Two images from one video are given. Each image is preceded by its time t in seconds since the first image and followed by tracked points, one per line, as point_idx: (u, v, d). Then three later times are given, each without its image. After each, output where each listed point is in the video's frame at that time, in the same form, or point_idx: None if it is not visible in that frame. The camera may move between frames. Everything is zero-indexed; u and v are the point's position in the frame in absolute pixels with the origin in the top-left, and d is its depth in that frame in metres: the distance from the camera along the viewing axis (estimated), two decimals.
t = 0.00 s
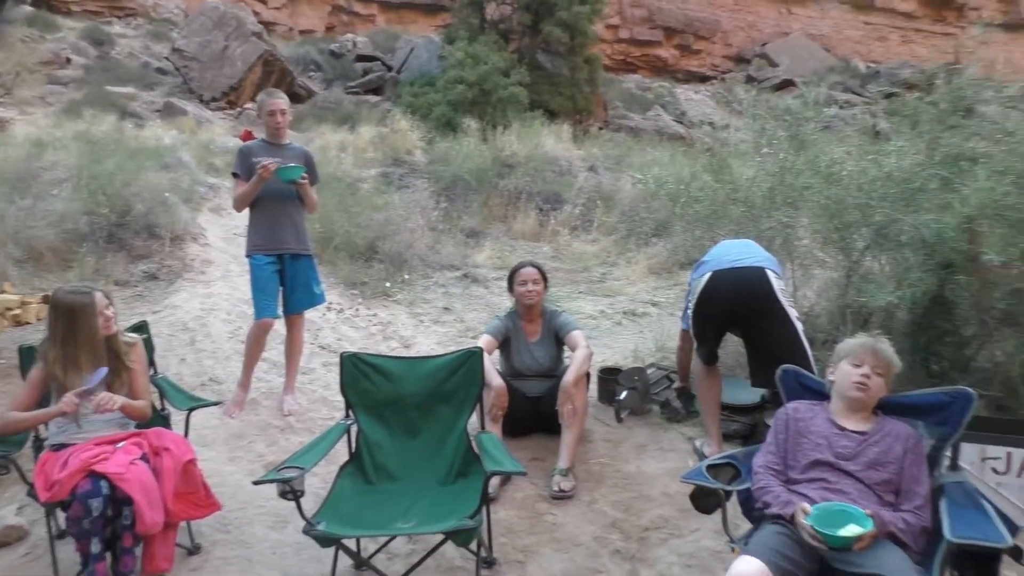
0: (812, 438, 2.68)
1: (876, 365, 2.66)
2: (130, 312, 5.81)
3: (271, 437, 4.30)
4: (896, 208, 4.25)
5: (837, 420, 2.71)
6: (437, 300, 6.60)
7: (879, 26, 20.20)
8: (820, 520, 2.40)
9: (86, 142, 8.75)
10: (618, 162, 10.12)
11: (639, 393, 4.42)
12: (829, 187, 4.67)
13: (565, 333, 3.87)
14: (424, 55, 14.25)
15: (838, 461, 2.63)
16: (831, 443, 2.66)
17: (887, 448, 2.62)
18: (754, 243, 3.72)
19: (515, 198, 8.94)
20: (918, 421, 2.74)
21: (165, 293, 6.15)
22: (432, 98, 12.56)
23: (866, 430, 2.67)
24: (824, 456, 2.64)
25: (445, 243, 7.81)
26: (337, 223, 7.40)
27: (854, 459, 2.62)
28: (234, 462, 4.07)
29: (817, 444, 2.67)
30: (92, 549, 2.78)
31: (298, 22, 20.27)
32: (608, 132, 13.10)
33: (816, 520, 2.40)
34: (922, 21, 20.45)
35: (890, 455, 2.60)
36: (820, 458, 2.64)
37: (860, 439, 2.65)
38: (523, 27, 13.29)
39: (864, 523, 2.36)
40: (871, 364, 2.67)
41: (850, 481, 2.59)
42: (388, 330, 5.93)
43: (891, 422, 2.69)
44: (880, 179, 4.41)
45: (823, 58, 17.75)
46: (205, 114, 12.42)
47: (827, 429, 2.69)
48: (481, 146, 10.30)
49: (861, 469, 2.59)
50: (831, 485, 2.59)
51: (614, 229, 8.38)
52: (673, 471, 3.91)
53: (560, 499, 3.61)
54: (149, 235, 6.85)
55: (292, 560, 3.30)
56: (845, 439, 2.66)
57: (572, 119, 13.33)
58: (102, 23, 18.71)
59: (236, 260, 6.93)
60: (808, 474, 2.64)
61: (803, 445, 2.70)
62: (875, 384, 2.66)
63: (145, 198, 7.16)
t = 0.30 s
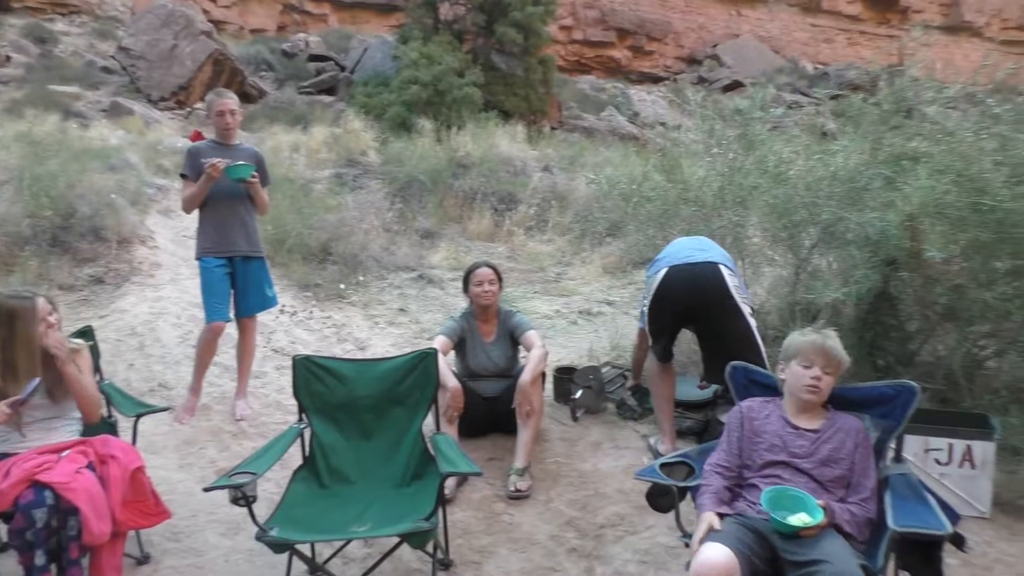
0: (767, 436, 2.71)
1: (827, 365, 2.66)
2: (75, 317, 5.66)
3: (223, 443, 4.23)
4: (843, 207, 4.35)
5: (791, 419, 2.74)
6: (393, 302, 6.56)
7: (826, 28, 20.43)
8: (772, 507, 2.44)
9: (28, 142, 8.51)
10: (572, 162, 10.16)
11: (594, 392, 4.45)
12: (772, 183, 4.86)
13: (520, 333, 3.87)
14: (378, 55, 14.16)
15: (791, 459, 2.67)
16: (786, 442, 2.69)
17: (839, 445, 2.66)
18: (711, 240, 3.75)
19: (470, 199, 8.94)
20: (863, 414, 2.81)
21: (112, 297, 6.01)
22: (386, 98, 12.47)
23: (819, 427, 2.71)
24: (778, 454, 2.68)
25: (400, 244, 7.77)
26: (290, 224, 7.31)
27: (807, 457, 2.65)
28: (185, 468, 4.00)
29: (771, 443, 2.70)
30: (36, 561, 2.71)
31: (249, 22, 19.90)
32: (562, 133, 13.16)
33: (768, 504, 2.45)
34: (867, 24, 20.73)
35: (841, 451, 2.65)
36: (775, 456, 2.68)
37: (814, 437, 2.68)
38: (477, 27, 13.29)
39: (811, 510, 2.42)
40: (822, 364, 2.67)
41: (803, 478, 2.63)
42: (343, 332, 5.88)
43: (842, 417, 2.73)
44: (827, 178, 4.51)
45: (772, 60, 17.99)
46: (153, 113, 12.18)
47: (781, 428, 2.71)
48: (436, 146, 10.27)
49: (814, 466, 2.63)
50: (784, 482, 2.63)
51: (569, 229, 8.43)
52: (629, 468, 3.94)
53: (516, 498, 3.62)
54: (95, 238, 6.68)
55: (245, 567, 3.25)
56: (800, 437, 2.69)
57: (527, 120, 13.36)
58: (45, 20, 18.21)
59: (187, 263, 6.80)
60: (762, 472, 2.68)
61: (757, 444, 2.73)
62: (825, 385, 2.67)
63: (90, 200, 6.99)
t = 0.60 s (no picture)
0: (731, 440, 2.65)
1: (791, 370, 2.56)
2: (19, 324, 5.51)
3: (173, 451, 4.16)
4: (791, 207, 4.44)
5: (757, 423, 2.67)
6: (347, 305, 6.52)
7: (774, 32, 20.65)
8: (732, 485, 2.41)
9: None
10: (527, 164, 10.19)
11: (549, 393, 4.47)
12: (724, 185, 4.88)
13: (476, 335, 3.88)
14: (331, 57, 14.04)
15: (756, 463, 2.62)
16: (752, 446, 2.63)
17: (804, 447, 2.61)
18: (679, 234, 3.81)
19: (425, 201, 8.92)
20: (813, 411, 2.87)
21: (57, 304, 5.86)
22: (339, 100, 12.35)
23: (786, 430, 2.64)
24: (743, 460, 2.62)
25: (354, 247, 7.71)
26: (242, 227, 7.20)
27: (772, 461, 2.61)
28: (135, 478, 3.92)
29: (736, 448, 2.64)
30: None
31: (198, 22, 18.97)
32: (516, 135, 13.20)
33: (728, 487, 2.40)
34: (813, 28, 20.99)
35: (806, 454, 2.60)
36: (739, 460, 2.63)
37: (780, 442, 2.62)
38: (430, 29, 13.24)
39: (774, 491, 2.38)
40: (785, 370, 2.56)
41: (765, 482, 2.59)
42: (297, 336, 5.82)
43: (809, 417, 2.66)
44: (776, 179, 4.61)
45: (722, 62, 18.21)
46: (99, 115, 11.93)
47: (747, 432, 2.64)
48: (390, 148, 10.21)
49: (778, 471, 2.58)
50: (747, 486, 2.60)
51: (524, 230, 8.46)
52: (585, 468, 3.96)
53: (472, 501, 3.62)
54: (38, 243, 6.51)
55: None
56: (766, 442, 2.63)
57: (481, 122, 13.37)
58: None
59: (135, 267, 6.67)
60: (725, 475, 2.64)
61: (721, 448, 2.67)
62: (789, 392, 2.57)
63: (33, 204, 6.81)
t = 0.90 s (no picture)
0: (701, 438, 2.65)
1: (735, 362, 2.57)
2: None
3: (122, 458, 4.08)
4: (740, 207, 4.55)
5: (726, 416, 2.67)
6: (301, 308, 6.46)
7: (724, 35, 20.63)
8: (698, 482, 2.48)
9: None
10: (481, 165, 10.17)
11: (505, 393, 4.49)
12: (672, 184, 5.05)
13: (430, 337, 3.88)
14: (282, 57, 13.88)
15: (726, 458, 2.63)
16: (722, 442, 2.64)
17: (773, 437, 2.62)
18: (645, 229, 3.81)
19: (379, 202, 8.88)
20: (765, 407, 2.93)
21: None
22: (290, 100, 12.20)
23: (755, 422, 2.64)
24: (715, 456, 2.64)
25: (308, 249, 7.65)
26: (192, 229, 7.08)
27: (741, 455, 2.62)
28: (82, 486, 3.83)
29: (707, 445, 2.66)
30: None
31: (144, 19, 18.40)
32: (470, 136, 13.20)
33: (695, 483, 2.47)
34: (762, 32, 21.10)
35: (776, 443, 2.61)
36: (711, 457, 2.65)
37: (749, 434, 2.63)
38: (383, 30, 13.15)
39: (739, 487, 2.45)
40: (730, 364, 2.57)
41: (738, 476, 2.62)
42: (249, 340, 5.75)
43: (775, 403, 2.65)
44: (725, 180, 4.70)
45: (673, 64, 18.32)
46: (42, 115, 11.62)
47: (717, 427, 2.66)
48: (343, 149, 10.13)
49: (750, 465, 2.60)
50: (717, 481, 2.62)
51: (478, 231, 8.48)
52: (541, 467, 3.98)
53: (428, 502, 3.62)
54: None
55: None
56: (736, 436, 2.64)
57: (436, 123, 13.35)
58: None
59: (80, 271, 6.51)
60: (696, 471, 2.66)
61: (692, 444, 2.68)
62: (739, 382, 2.58)
63: None
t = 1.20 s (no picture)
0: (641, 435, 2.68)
1: (671, 372, 2.59)
2: None
3: (55, 468, 3.96)
4: (680, 210, 4.63)
5: (664, 415, 2.71)
6: (242, 312, 6.36)
7: (666, 41, 20.79)
8: (634, 481, 2.52)
9: None
10: (426, 167, 10.15)
11: (451, 396, 4.48)
12: (615, 187, 5.10)
13: (375, 339, 3.85)
14: (223, 56, 13.64)
15: (664, 456, 2.67)
16: (660, 439, 2.68)
17: (707, 435, 2.67)
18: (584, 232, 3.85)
19: (323, 205, 8.80)
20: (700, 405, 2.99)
21: None
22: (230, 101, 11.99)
23: (691, 420, 2.69)
24: (653, 454, 2.68)
25: (249, 252, 7.54)
26: (129, 232, 6.91)
27: (678, 453, 2.66)
28: (12, 498, 3.71)
29: (645, 443, 2.69)
30: None
31: (76, 16, 17.68)
32: (415, 138, 13.17)
33: (632, 484, 2.51)
34: (703, 37, 21.41)
35: (710, 441, 2.67)
36: (648, 453, 2.68)
37: (685, 433, 2.68)
38: (326, 30, 13.00)
39: (672, 480, 2.52)
40: (666, 373, 2.59)
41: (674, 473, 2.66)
42: (189, 345, 5.64)
43: (710, 403, 2.70)
44: (666, 183, 4.77)
45: (617, 68, 18.48)
46: None
47: (655, 426, 2.69)
48: (286, 151, 10.00)
49: (686, 463, 2.65)
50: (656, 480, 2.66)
51: (424, 234, 8.47)
52: (486, 469, 4.00)
53: (374, 506, 3.60)
54: None
55: None
56: (673, 434, 2.68)
57: (380, 124, 13.28)
58: None
59: (10, 276, 6.30)
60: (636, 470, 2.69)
61: (631, 443, 2.70)
62: (675, 391, 2.61)
63: None
